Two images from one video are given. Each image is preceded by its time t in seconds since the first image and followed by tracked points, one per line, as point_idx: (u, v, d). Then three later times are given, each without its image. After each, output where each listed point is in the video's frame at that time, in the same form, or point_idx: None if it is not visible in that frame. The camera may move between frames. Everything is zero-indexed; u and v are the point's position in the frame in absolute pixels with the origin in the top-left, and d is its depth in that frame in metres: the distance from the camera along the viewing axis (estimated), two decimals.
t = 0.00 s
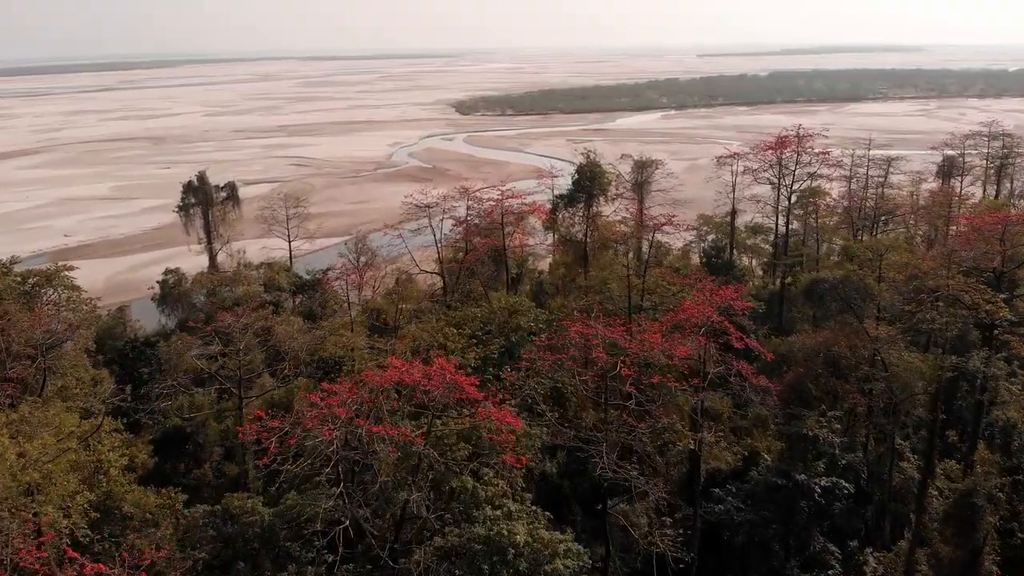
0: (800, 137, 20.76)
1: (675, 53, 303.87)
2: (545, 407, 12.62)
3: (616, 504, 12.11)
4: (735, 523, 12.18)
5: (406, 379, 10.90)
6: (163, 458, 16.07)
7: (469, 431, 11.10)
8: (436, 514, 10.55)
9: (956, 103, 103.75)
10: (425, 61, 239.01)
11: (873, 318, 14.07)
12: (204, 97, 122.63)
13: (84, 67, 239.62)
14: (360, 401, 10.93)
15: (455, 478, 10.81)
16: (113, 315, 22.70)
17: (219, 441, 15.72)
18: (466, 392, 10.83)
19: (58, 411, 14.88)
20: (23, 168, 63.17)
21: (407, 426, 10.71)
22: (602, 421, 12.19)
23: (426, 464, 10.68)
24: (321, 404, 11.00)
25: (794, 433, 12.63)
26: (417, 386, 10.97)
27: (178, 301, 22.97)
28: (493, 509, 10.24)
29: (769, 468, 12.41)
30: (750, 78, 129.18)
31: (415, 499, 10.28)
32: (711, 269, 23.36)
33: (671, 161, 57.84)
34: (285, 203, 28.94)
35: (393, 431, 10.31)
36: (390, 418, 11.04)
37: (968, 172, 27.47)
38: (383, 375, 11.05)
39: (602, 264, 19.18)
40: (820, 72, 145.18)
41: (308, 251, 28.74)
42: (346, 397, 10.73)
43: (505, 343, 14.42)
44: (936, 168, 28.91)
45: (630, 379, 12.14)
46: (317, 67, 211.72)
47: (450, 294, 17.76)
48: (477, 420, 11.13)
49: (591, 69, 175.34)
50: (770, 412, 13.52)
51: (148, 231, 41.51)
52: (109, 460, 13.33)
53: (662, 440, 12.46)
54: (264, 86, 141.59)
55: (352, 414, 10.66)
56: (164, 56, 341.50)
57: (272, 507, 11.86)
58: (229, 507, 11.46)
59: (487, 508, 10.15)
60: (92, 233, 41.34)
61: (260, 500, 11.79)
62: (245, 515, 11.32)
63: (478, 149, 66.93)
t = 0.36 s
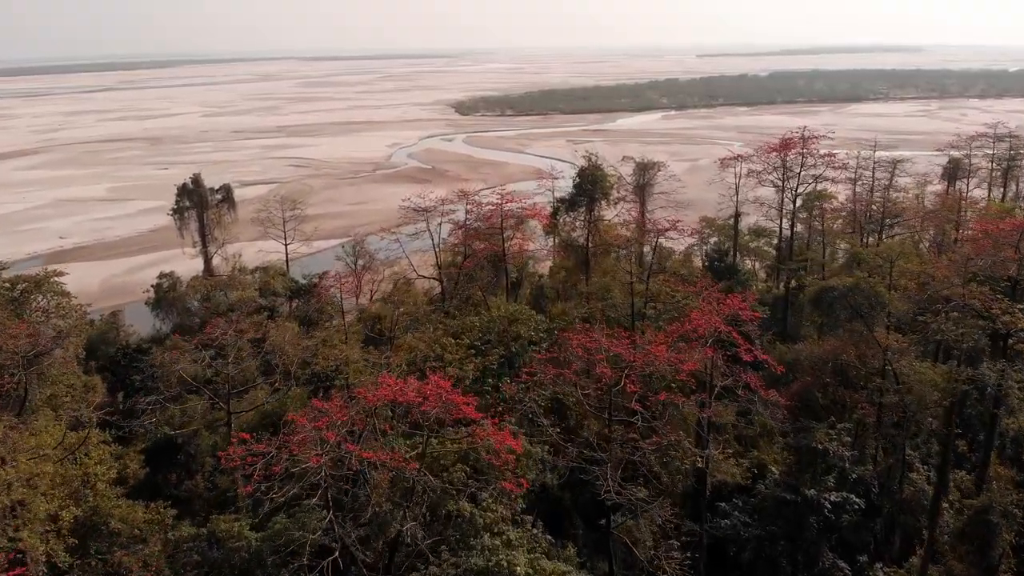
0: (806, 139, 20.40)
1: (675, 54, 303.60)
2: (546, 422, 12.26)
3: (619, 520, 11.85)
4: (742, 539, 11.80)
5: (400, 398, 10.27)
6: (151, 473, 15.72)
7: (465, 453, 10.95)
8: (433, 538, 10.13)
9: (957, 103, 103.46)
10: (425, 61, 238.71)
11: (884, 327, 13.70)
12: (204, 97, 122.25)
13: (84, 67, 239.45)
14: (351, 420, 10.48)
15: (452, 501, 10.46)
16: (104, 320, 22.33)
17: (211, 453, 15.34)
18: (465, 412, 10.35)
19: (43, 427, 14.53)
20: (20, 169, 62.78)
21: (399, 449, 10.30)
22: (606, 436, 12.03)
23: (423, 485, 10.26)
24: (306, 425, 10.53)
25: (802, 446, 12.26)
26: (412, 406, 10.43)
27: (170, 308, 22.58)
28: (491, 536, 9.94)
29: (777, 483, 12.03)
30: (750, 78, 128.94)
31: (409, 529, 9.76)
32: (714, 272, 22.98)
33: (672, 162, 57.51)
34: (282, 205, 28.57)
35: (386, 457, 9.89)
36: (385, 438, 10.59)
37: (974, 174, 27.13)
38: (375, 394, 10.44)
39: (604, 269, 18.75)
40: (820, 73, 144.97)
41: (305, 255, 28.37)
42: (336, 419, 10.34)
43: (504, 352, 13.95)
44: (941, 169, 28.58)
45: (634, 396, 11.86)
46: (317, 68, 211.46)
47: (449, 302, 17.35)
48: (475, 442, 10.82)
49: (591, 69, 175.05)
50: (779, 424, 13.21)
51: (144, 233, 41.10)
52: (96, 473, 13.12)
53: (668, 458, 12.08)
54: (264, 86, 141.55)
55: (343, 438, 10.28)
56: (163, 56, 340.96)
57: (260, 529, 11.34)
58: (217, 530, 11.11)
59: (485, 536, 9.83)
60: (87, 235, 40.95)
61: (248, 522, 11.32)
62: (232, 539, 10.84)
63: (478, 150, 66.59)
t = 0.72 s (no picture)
0: (812, 141, 20.00)
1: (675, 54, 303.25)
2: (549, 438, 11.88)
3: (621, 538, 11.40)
4: (750, 556, 11.31)
5: (397, 419, 10.01)
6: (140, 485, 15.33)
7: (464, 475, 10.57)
8: (430, 566, 9.56)
9: (958, 103, 103.18)
10: (424, 61, 238.40)
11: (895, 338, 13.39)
12: (203, 97, 121.84)
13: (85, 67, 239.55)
14: (340, 446, 10.11)
15: (449, 528, 10.02)
16: (96, 326, 22.01)
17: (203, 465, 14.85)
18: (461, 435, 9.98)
19: (29, 444, 14.15)
20: (16, 170, 62.37)
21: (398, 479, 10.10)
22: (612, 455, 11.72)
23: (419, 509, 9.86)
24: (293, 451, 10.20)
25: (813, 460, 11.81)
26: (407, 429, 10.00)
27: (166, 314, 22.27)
28: (491, 569, 9.54)
29: (785, 498, 11.57)
30: (751, 78, 128.31)
31: (404, 563, 9.24)
32: (716, 277, 22.63)
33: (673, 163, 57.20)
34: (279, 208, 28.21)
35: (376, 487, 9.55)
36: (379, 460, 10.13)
37: (980, 177, 26.81)
38: (368, 416, 10.12)
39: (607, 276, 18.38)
40: (821, 72, 144.76)
41: (302, 258, 28.00)
42: (325, 444, 10.00)
43: (505, 363, 13.61)
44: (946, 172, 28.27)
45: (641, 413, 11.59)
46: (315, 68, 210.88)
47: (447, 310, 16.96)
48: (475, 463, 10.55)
49: (591, 70, 174.54)
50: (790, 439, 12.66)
51: (141, 235, 40.69)
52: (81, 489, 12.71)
53: (676, 476, 11.77)
54: (263, 86, 141.22)
55: (334, 466, 9.93)
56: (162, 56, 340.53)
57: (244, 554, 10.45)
58: (199, 558, 10.21)
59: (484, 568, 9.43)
60: (84, 237, 40.52)
61: (232, 545, 10.48)
62: (217, 568, 9.94)
63: (478, 151, 66.26)
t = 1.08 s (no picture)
0: (820, 143, 19.53)
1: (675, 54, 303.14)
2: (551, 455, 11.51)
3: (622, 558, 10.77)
4: None
5: (387, 444, 9.74)
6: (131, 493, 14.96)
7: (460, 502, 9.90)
8: None
9: (960, 104, 102.73)
10: (424, 61, 238.52)
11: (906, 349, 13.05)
12: (201, 98, 121.47)
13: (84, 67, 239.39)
14: (332, 478, 9.84)
15: (445, 559, 9.52)
16: (88, 332, 21.58)
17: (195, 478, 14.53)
18: (456, 461, 9.64)
19: (16, 457, 13.74)
20: (13, 172, 61.98)
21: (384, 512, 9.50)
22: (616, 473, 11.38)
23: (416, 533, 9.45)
24: (282, 481, 9.81)
25: (824, 475, 11.40)
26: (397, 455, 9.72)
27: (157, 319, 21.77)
28: None
29: (795, 514, 11.02)
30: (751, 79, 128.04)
31: None
32: (720, 281, 22.16)
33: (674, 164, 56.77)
34: (276, 210, 27.79)
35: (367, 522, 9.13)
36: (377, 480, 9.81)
37: (987, 180, 26.38)
38: (357, 441, 9.91)
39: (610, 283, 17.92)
40: (821, 73, 144.44)
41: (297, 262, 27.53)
42: (314, 475, 9.71)
43: (504, 376, 13.24)
44: (952, 175, 27.86)
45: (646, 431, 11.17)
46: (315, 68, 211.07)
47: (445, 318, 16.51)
48: (471, 490, 9.85)
49: (591, 70, 174.56)
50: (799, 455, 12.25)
51: (137, 237, 40.29)
52: (69, 503, 12.33)
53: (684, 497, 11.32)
54: (262, 86, 140.81)
55: (319, 497, 9.63)
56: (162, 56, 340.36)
57: None
58: None
59: None
60: (79, 240, 40.13)
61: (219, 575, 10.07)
62: None
63: (477, 152, 65.88)
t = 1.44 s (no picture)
0: (827, 144, 19.12)
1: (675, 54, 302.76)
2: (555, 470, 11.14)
3: None
4: None
5: (378, 471, 8.95)
6: (124, 504, 14.50)
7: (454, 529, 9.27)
8: None
9: (961, 105, 102.35)
10: (423, 61, 238.00)
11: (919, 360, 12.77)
12: (201, 98, 121.08)
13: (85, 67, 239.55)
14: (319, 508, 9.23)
15: None
16: (80, 338, 21.15)
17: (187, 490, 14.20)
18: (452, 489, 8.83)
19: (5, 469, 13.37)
20: (10, 172, 61.60)
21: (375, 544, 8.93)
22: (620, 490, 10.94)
23: (409, 560, 9.05)
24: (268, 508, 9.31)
25: (835, 491, 11.05)
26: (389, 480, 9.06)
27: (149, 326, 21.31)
28: None
29: (804, 531, 10.64)
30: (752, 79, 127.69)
31: None
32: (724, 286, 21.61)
33: (675, 165, 56.35)
34: (272, 213, 27.30)
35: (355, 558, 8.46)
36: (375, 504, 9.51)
37: (994, 183, 26.00)
38: (349, 464, 9.18)
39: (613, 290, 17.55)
40: (822, 73, 144.15)
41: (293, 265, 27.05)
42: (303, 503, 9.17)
43: (505, 388, 12.91)
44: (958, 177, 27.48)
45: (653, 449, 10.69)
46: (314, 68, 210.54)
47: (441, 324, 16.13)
48: (467, 516, 9.16)
49: (591, 70, 174.23)
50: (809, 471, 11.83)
51: (133, 240, 39.90)
52: (54, 518, 11.99)
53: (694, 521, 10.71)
54: (261, 87, 140.44)
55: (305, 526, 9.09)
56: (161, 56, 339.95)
57: None
58: None
59: None
60: (74, 242, 39.74)
61: None
62: None
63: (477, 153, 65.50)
